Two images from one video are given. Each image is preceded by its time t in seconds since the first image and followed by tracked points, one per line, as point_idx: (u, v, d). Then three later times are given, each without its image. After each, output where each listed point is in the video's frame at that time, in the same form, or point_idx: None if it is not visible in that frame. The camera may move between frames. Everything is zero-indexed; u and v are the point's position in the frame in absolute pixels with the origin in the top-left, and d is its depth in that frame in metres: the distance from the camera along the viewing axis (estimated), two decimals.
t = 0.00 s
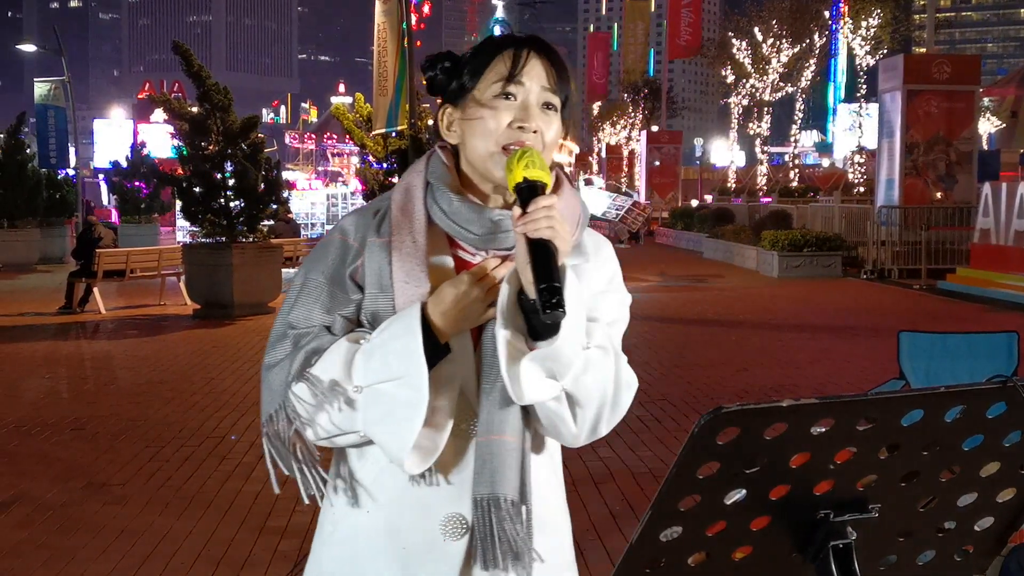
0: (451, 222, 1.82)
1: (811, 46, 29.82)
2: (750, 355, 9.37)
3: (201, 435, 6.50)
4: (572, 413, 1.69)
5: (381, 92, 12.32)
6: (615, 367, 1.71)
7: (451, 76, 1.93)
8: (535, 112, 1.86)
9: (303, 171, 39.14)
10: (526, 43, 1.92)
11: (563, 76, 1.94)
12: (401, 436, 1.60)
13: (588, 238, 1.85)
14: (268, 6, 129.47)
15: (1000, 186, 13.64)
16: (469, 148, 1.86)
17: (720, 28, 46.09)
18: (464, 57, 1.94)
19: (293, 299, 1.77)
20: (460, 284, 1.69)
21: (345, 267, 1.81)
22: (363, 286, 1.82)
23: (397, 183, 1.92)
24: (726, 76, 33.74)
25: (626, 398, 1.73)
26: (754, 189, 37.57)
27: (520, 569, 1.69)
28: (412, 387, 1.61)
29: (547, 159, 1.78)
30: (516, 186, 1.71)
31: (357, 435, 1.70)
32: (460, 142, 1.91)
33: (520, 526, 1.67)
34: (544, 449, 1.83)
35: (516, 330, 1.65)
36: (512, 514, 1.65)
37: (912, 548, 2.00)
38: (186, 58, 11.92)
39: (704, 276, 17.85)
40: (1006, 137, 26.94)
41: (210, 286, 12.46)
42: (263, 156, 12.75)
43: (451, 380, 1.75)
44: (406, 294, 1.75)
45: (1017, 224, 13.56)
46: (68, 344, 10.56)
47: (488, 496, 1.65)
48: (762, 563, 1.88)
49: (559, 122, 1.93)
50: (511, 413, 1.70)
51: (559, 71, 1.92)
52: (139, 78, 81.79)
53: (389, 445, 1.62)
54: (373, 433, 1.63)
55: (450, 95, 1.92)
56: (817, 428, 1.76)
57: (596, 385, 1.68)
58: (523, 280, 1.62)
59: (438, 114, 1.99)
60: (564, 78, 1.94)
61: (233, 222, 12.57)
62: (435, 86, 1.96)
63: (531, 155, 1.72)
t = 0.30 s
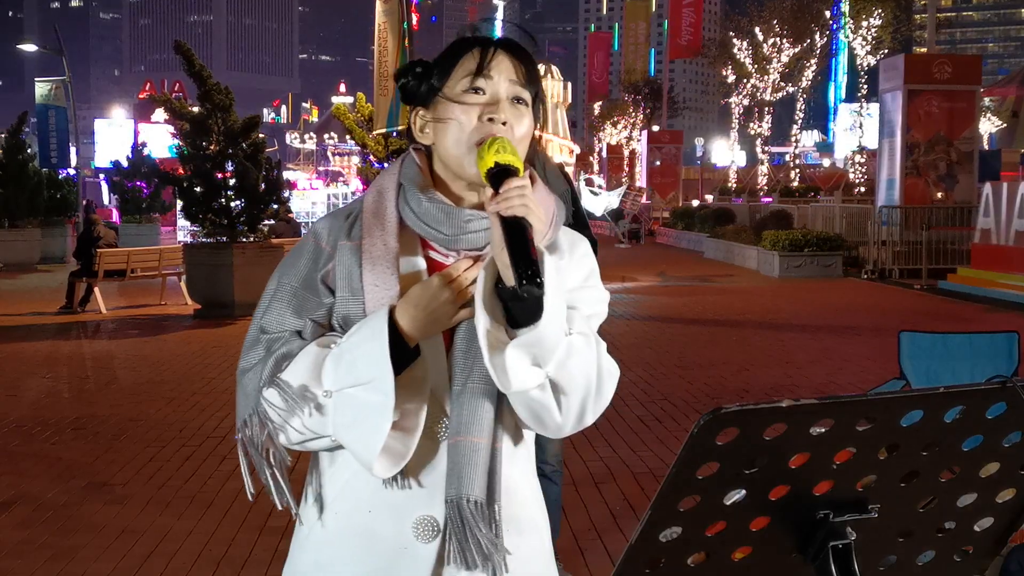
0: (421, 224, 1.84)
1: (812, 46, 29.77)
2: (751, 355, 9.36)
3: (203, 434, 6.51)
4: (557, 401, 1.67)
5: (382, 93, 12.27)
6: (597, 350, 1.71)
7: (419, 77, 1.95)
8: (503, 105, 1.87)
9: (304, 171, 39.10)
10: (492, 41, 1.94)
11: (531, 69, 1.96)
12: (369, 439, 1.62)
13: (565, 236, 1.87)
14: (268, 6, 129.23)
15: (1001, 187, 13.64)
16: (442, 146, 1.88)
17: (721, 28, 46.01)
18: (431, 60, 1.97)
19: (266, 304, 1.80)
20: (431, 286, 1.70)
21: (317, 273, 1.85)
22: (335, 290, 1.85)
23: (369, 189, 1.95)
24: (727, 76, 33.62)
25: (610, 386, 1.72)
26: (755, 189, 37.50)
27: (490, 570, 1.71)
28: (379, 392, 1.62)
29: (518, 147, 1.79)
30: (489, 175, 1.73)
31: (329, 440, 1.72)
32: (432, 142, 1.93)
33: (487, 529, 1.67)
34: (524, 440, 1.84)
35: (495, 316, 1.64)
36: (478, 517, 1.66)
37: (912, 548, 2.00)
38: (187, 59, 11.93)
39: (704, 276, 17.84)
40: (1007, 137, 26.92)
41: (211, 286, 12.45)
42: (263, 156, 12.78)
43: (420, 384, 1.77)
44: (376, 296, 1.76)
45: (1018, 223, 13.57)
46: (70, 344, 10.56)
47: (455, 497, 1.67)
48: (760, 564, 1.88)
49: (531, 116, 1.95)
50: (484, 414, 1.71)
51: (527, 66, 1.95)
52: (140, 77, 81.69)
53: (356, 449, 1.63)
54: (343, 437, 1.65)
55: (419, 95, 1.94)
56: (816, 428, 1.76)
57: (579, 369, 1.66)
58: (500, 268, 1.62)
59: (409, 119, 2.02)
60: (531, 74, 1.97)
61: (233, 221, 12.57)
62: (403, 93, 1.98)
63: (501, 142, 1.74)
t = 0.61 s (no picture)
0: (402, 222, 1.87)
1: (814, 46, 29.84)
2: (752, 354, 9.36)
3: (203, 434, 6.50)
4: (556, 381, 1.70)
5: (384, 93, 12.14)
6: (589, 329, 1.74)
7: (388, 76, 1.98)
8: (475, 96, 1.91)
9: (304, 171, 39.09)
10: (459, 35, 1.98)
11: (500, 60, 2.00)
12: (362, 441, 1.63)
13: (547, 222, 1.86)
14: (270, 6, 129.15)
15: (1003, 187, 13.64)
16: (417, 141, 1.91)
17: (723, 28, 45.96)
18: (399, 59, 2.00)
19: (250, 314, 1.82)
20: (417, 285, 1.71)
21: (299, 279, 1.87)
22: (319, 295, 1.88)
23: (347, 194, 1.98)
24: (728, 76, 33.58)
25: (600, 367, 1.75)
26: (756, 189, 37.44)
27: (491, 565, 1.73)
28: (369, 394, 1.63)
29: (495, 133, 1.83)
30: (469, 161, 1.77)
31: (322, 448, 1.74)
32: (406, 140, 1.96)
33: (485, 523, 1.69)
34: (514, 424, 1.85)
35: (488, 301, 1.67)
36: (475, 511, 1.68)
37: (912, 548, 2.01)
38: (189, 59, 11.93)
39: (705, 276, 17.83)
40: (1008, 138, 26.88)
41: (211, 286, 12.43)
42: (265, 156, 12.81)
43: (411, 381, 1.78)
44: (359, 299, 1.78)
45: (1020, 223, 13.55)
46: (71, 343, 10.56)
47: (452, 493, 1.69)
48: (761, 564, 1.88)
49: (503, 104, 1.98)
50: (476, 408, 1.73)
51: (494, 56, 1.99)
52: (141, 76, 81.60)
53: (350, 452, 1.64)
54: (336, 442, 1.66)
55: (389, 94, 1.97)
56: (817, 429, 1.76)
57: (576, 350, 1.70)
58: (489, 253, 1.65)
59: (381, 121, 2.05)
60: (500, 63, 2.00)
61: (235, 221, 12.57)
62: (374, 95, 2.01)
63: (478, 127, 1.79)
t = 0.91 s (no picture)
0: (387, 223, 1.89)
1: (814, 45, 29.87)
2: (754, 355, 9.36)
3: (204, 434, 6.51)
4: (567, 369, 1.73)
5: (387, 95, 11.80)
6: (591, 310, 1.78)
7: (353, 83, 1.99)
8: (446, 93, 1.93)
9: (306, 171, 39.09)
10: (419, 34, 1.99)
11: (463, 55, 2.02)
12: (381, 447, 1.65)
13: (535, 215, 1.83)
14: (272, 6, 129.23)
15: (1004, 186, 13.64)
16: (393, 144, 1.94)
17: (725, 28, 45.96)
18: (362, 65, 2.01)
19: (249, 332, 1.84)
20: (414, 287, 1.74)
21: (294, 292, 1.88)
22: (315, 306, 1.89)
23: (330, 198, 1.99)
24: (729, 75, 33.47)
25: (603, 352, 1.79)
26: (757, 189, 37.42)
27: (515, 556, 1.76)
28: (382, 399, 1.66)
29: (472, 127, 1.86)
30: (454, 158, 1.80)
31: (336, 458, 1.76)
32: (381, 146, 1.98)
33: (509, 514, 1.73)
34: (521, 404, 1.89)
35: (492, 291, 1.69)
36: (499, 504, 1.72)
37: (913, 550, 2.02)
38: (190, 59, 11.93)
39: (706, 276, 17.83)
40: (1010, 138, 26.86)
41: (213, 286, 12.43)
42: (266, 156, 12.82)
43: (417, 382, 1.78)
44: (360, 306, 1.80)
45: (1022, 224, 13.55)
46: (72, 343, 10.58)
47: (473, 488, 1.72)
48: (764, 565, 1.89)
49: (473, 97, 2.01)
50: (489, 399, 1.77)
51: (458, 50, 2.00)
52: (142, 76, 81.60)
53: (372, 458, 1.66)
54: (354, 449, 1.68)
55: (357, 103, 1.98)
56: (817, 430, 1.77)
57: (582, 335, 1.74)
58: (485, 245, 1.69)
59: (351, 128, 2.06)
60: (465, 55, 2.02)
61: (236, 221, 12.56)
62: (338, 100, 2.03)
63: (456, 122, 1.82)
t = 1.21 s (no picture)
0: (407, 229, 1.93)
1: (816, 45, 29.85)
2: (755, 354, 9.36)
3: (205, 433, 6.52)
4: (587, 385, 1.89)
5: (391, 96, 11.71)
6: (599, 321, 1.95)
7: (335, 103, 2.00)
8: (441, 107, 1.97)
9: (307, 171, 39.07)
10: (400, 43, 1.99)
11: (441, 59, 2.05)
12: (424, 448, 1.69)
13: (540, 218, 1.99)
14: (273, 6, 129.19)
15: (1005, 187, 13.65)
16: (396, 164, 1.97)
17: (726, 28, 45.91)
18: (339, 81, 2.01)
19: (268, 336, 1.81)
20: (434, 286, 1.81)
21: (313, 295, 1.86)
22: (334, 309, 1.89)
23: (336, 201, 1.97)
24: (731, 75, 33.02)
25: (616, 362, 1.93)
26: (758, 189, 37.40)
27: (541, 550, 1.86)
28: (422, 400, 1.69)
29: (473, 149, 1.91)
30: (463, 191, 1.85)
31: (367, 458, 1.79)
32: (378, 163, 2.00)
33: (538, 511, 1.83)
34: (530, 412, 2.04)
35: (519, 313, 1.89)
36: (534, 500, 1.82)
37: (911, 551, 2.03)
38: (191, 58, 11.98)
39: (707, 276, 17.83)
40: (1011, 137, 26.81)
41: (214, 286, 12.44)
42: (267, 156, 12.83)
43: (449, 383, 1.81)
44: (385, 309, 1.82)
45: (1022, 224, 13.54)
46: (73, 343, 10.62)
47: (507, 488, 1.82)
48: (765, 565, 1.90)
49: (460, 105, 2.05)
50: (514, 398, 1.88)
51: (438, 61, 2.03)
52: (143, 75, 81.57)
53: (418, 461, 1.70)
54: (394, 450, 1.71)
55: (345, 123, 2.00)
56: (817, 432, 1.77)
57: (597, 348, 1.89)
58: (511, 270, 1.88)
59: (336, 140, 2.07)
60: (445, 63, 2.05)
61: (236, 221, 12.56)
62: (323, 119, 2.03)
63: (466, 154, 1.82)
